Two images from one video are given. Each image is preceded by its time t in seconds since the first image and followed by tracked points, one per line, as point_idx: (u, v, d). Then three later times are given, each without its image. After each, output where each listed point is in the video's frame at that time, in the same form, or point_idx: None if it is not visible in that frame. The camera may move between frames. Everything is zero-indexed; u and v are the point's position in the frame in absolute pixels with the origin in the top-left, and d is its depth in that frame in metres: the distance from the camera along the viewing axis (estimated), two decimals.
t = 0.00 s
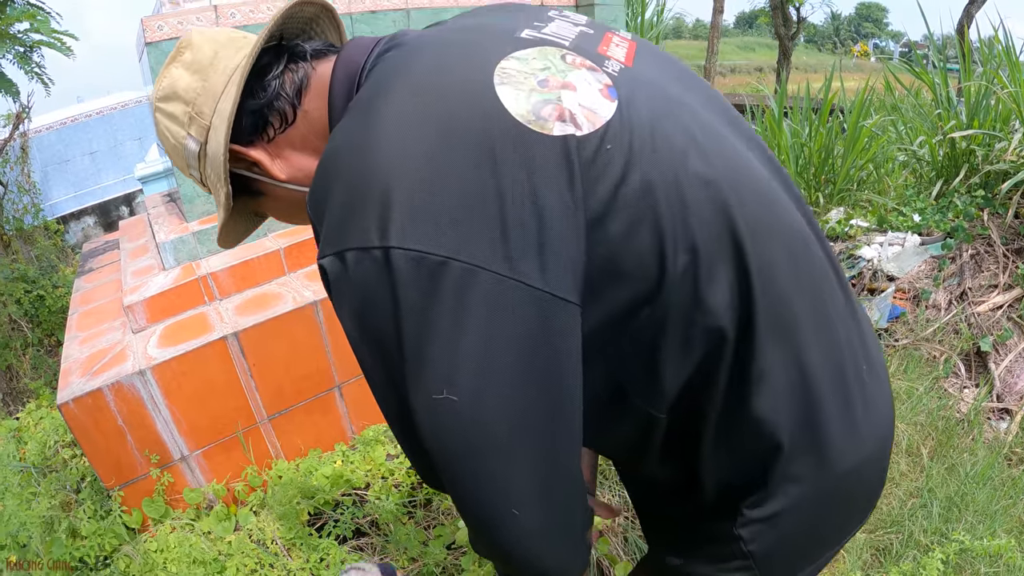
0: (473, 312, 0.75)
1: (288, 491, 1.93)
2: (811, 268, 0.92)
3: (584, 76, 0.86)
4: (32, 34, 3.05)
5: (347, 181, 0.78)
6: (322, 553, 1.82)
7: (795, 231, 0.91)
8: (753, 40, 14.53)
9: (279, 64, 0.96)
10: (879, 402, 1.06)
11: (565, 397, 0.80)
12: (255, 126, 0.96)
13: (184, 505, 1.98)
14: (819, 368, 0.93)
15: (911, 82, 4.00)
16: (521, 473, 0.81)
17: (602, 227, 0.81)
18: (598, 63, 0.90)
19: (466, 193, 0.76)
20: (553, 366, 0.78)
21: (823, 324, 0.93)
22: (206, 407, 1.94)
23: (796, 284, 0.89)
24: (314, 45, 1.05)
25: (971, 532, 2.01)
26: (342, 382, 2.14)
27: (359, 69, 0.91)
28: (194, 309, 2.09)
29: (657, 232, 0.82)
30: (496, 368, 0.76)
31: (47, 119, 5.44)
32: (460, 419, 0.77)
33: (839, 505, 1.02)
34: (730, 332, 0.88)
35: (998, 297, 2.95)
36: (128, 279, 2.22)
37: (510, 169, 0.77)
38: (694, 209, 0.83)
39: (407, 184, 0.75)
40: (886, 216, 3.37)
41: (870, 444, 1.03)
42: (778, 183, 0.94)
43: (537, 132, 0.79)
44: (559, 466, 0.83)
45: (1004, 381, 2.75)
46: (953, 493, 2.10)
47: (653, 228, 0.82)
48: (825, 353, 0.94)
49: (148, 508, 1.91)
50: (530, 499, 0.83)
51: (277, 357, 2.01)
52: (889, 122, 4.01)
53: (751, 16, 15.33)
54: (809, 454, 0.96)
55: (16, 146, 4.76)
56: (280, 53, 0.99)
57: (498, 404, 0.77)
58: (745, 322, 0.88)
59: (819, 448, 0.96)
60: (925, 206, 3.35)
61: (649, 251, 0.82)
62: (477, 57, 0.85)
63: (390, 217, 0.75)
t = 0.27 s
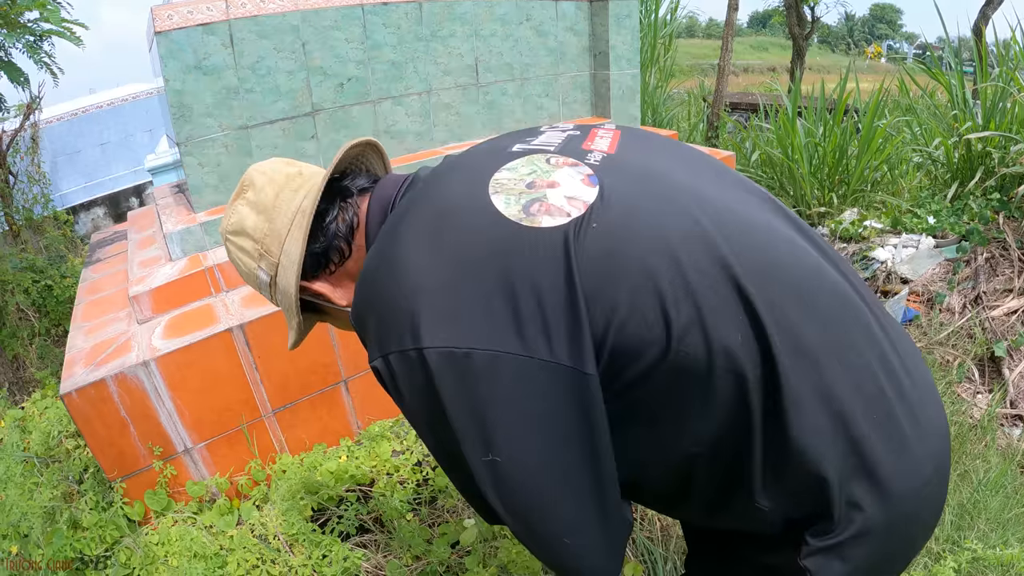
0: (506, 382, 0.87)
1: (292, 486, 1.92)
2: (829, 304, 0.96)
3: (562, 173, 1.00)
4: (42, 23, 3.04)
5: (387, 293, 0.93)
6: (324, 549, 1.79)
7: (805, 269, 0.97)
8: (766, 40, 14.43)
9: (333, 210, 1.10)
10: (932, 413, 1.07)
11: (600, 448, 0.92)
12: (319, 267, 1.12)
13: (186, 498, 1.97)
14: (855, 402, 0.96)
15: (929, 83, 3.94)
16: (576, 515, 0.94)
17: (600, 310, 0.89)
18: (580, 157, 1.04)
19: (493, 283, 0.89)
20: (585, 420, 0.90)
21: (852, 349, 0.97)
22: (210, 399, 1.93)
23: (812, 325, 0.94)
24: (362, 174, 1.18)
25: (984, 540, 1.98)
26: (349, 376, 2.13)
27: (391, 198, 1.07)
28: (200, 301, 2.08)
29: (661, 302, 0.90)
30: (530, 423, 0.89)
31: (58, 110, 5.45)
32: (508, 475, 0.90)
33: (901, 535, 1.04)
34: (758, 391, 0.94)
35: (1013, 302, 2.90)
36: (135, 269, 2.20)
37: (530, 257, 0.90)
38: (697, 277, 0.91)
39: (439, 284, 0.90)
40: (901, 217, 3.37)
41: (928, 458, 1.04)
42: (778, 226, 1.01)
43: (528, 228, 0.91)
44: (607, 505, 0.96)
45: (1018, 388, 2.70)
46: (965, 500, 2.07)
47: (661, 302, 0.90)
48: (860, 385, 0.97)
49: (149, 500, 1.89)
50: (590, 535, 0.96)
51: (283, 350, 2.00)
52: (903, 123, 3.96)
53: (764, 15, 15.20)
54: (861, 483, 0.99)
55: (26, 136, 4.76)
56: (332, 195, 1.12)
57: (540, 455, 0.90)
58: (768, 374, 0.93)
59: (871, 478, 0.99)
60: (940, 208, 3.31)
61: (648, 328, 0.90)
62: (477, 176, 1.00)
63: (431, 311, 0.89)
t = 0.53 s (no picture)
0: (545, 429, 0.94)
1: (298, 482, 1.92)
2: (838, 328, 0.99)
3: (574, 245, 1.06)
4: (54, 16, 3.04)
5: (434, 361, 1.00)
6: (329, 548, 1.78)
7: (809, 298, 1.00)
8: (779, 41, 14.35)
9: (391, 289, 1.16)
10: (953, 414, 1.07)
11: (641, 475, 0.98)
12: (379, 341, 1.19)
13: (192, 494, 1.96)
14: (875, 419, 0.98)
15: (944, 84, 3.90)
16: (625, 531, 1.01)
17: (620, 363, 0.93)
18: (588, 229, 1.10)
19: (526, 341, 0.95)
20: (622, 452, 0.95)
21: (866, 365, 0.98)
22: (216, 395, 1.92)
23: (825, 348, 0.97)
24: (411, 253, 1.23)
25: (997, 547, 1.94)
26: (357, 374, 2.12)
27: (433, 277, 1.14)
28: (208, 296, 2.07)
29: (671, 345, 0.93)
30: (571, 458, 0.96)
31: (69, 104, 5.47)
32: (561, 505, 0.98)
33: (941, 540, 1.04)
34: (778, 417, 0.96)
35: None
36: (143, 263, 2.18)
37: (557, 319, 0.95)
38: (708, 319, 0.95)
39: (477, 345, 0.97)
40: (914, 220, 3.34)
41: (956, 460, 1.04)
42: (779, 262, 1.04)
43: (546, 299, 0.97)
44: (655, 521, 1.03)
45: None
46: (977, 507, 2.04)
47: (673, 350, 0.93)
48: (879, 400, 0.98)
49: (154, 495, 1.88)
50: (643, 547, 1.04)
51: (290, 346, 1.99)
52: (917, 125, 3.92)
53: (777, 16, 15.10)
54: (891, 495, 0.99)
55: (37, 129, 4.78)
56: (385, 277, 1.18)
57: (584, 485, 0.97)
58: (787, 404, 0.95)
59: (902, 489, 0.99)
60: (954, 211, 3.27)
61: (666, 372, 0.94)
62: (501, 251, 1.08)
63: (474, 370, 0.96)
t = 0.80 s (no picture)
0: (587, 403, 0.96)
1: (310, 472, 1.94)
2: (852, 307, 1.02)
3: (609, 237, 1.10)
4: (70, 10, 3.07)
5: (479, 341, 1.02)
6: (341, 537, 1.81)
7: (823, 281, 1.04)
8: (788, 44, 14.34)
9: (430, 280, 1.19)
10: (960, 392, 1.09)
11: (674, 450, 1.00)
12: (413, 330, 1.21)
13: (203, 483, 1.98)
14: (891, 391, 1.00)
15: (953, 88, 3.91)
16: (660, 507, 1.01)
17: (654, 337, 0.96)
18: (621, 222, 1.15)
19: (567, 318, 0.98)
20: (658, 425, 0.97)
21: (879, 339, 1.01)
22: (229, 384, 1.94)
23: (842, 323, 1.00)
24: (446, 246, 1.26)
25: (1001, 544, 1.96)
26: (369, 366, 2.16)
27: (471, 272, 1.17)
28: (223, 287, 2.09)
29: (701, 320, 0.97)
30: (609, 432, 0.97)
31: (81, 98, 5.51)
32: (600, 479, 0.99)
33: (957, 514, 1.05)
34: (803, 388, 0.97)
35: None
36: (157, 255, 2.20)
37: (596, 296, 0.99)
38: (734, 298, 0.98)
39: (521, 321, 0.99)
40: (922, 222, 3.35)
41: (964, 432, 1.05)
42: (797, 251, 1.09)
43: (587, 282, 1.01)
44: (688, 501, 1.04)
45: None
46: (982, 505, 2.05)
47: (704, 326, 0.97)
48: (892, 372, 1.01)
49: (166, 484, 1.90)
50: (677, 525, 1.04)
51: (305, 337, 2.02)
52: (925, 128, 3.93)
53: (786, 19, 15.10)
54: (907, 460, 1.00)
55: (49, 123, 4.81)
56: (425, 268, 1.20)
57: (624, 459, 0.98)
58: (809, 375, 0.97)
59: (918, 456, 1.00)
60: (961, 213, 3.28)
61: (696, 346, 0.96)
62: (540, 242, 1.12)
63: (518, 344, 0.98)
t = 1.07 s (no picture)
0: (607, 356, 1.00)
1: (321, 461, 1.98)
2: (846, 283, 1.09)
3: (631, 213, 1.17)
4: (87, 12, 3.15)
5: (506, 299, 1.06)
6: (352, 522, 1.86)
7: (820, 261, 1.11)
8: (792, 49, 14.40)
9: (459, 246, 1.22)
10: (946, 371, 1.15)
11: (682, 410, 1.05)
12: (438, 292, 1.24)
13: (216, 472, 2.04)
14: (879, 361, 1.06)
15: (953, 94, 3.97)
16: (667, 465, 1.07)
17: (667, 298, 1.02)
18: (640, 201, 1.22)
19: (590, 280, 1.03)
20: (668, 384, 1.02)
21: (869, 313, 1.08)
22: (244, 375, 2.01)
23: (835, 295, 1.07)
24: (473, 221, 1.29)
25: (993, 536, 2.01)
26: (379, 359, 2.23)
27: (498, 245, 1.20)
28: (238, 281, 2.16)
29: (710, 287, 1.03)
30: (626, 388, 1.01)
31: (90, 99, 5.56)
32: (614, 431, 1.03)
33: (938, 480, 1.10)
34: (797, 352, 1.04)
35: None
36: (174, 250, 2.27)
37: (617, 261, 1.04)
38: (740, 268, 1.05)
39: (547, 280, 1.04)
40: (921, 225, 3.40)
41: (947, 405, 1.11)
42: (798, 235, 1.16)
43: (610, 247, 1.07)
44: (691, 461, 1.09)
45: None
46: (977, 499, 2.10)
47: (712, 292, 1.03)
48: (881, 343, 1.07)
49: (180, 472, 1.96)
50: (680, 484, 1.09)
51: (318, 329, 2.08)
52: (925, 133, 3.99)
53: (791, 24, 15.15)
54: (897, 424, 1.06)
55: (61, 123, 4.89)
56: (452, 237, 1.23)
57: (638, 415, 1.03)
58: (804, 341, 1.03)
59: (903, 420, 1.06)
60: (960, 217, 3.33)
61: (704, 310, 1.02)
62: (566, 215, 1.18)
63: (543, 299, 1.03)
